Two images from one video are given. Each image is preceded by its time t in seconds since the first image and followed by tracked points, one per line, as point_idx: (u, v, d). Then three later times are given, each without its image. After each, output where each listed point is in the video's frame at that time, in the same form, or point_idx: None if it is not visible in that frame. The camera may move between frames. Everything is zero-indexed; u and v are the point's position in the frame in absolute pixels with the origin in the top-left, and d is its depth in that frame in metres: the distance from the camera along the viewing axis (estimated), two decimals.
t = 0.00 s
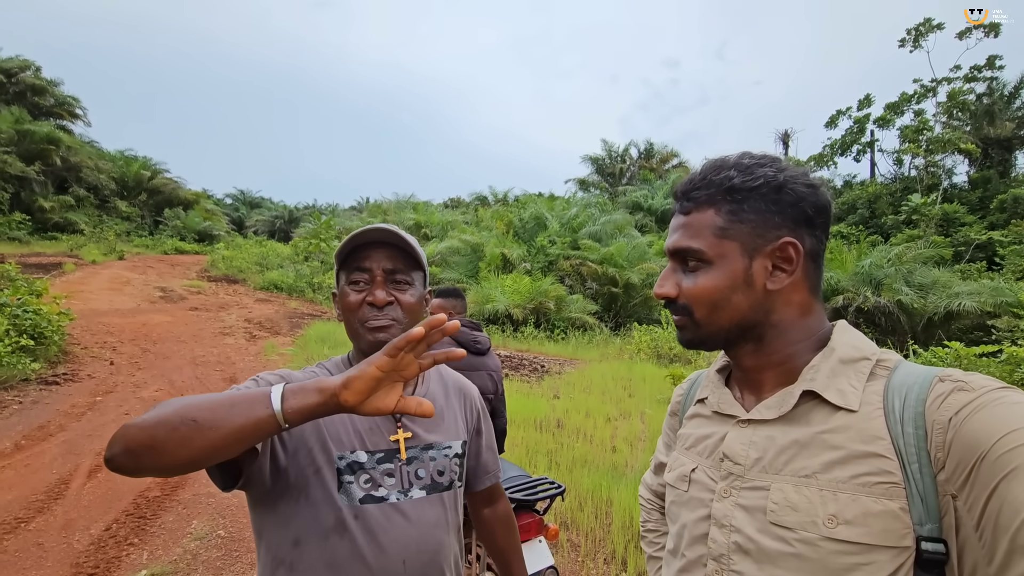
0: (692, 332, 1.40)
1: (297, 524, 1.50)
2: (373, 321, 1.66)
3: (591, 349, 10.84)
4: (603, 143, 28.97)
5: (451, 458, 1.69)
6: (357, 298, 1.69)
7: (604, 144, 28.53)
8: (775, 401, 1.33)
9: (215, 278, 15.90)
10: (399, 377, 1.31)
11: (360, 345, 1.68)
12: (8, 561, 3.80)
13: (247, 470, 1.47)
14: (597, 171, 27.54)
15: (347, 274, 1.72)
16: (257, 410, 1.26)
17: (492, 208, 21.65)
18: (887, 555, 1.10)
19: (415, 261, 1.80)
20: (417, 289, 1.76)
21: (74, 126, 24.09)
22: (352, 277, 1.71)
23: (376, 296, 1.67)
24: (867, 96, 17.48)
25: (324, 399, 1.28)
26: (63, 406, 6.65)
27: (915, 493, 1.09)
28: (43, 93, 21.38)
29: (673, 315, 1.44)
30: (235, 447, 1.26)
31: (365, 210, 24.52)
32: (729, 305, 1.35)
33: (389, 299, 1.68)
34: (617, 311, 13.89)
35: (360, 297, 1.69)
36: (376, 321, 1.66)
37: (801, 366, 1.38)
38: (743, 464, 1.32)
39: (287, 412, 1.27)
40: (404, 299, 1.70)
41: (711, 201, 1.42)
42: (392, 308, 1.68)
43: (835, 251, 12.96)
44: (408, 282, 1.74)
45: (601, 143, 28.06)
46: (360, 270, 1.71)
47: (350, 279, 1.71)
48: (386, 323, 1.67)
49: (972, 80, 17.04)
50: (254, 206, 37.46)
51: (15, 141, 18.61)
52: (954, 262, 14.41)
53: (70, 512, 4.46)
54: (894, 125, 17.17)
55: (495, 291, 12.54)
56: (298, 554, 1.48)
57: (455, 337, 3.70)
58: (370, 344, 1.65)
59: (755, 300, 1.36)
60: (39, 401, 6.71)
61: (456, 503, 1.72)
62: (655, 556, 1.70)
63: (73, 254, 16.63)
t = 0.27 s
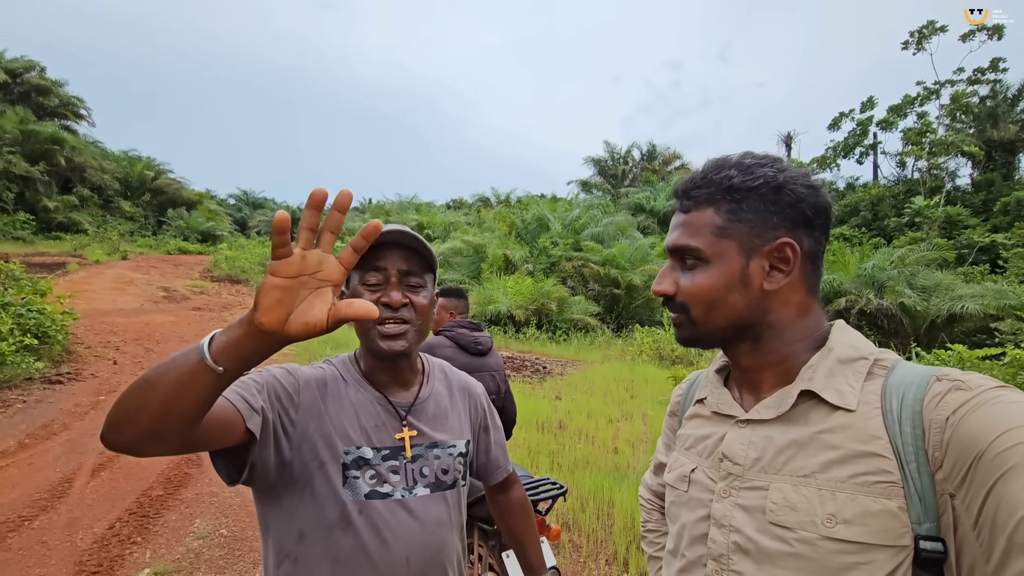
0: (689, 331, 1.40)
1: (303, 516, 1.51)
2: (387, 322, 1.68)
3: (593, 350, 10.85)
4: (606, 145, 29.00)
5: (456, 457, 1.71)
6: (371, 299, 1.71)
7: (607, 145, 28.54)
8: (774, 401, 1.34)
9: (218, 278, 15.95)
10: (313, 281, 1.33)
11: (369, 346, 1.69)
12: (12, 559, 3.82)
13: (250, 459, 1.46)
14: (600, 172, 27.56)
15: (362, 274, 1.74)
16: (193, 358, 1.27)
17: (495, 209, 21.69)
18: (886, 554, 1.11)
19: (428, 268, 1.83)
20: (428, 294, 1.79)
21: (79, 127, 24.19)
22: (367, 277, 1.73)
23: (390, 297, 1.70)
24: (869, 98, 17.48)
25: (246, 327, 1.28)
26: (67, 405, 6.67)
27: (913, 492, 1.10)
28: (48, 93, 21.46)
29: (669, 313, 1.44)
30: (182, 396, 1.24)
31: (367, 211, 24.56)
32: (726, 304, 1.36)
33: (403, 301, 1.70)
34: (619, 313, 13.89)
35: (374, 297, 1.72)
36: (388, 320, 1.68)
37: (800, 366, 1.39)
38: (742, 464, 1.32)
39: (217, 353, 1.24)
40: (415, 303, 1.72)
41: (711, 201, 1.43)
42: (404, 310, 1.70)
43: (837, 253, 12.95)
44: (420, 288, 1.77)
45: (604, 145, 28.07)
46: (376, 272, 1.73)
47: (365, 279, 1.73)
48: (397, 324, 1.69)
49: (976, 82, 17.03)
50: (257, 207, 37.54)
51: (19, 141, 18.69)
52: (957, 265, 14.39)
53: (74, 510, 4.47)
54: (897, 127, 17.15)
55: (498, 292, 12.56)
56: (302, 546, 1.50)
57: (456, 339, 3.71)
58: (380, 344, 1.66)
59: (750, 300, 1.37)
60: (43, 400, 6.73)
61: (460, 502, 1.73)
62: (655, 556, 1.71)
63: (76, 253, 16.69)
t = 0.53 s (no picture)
0: (690, 328, 1.40)
1: (313, 522, 1.52)
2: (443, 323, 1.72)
3: (592, 351, 10.85)
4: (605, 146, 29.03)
5: (465, 459, 1.72)
6: (432, 297, 1.72)
7: (606, 146, 28.57)
8: (776, 400, 1.34)
9: (217, 278, 15.92)
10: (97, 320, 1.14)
11: (420, 342, 1.70)
12: (11, 559, 3.81)
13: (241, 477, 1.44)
14: (599, 173, 27.60)
15: (421, 270, 1.74)
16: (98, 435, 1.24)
17: (494, 209, 21.71)
18: (890, 553, 1.11)
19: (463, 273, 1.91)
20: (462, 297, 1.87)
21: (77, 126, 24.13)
22: (427, 275, 1.74)
23: (452, 298, 1.74)
24: (868, 100, 17.54)
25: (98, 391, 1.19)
26: (65, 405, 6.65)
27: (917, 492, 1.10)
28: (46, 92, 21.42)
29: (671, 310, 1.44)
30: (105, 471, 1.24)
31: (366, 211, 24.55)
32: (725, 302, 1.36)
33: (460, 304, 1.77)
34: (618, 314, 13.90)
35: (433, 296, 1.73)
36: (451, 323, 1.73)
37: (802, 365, 1.39)
38: (745, 464, 1.33)
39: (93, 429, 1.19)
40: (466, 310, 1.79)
41: (710, 199, 1.44)
42: (461, 313, 1.77)
43: (835, 255, 12.99)
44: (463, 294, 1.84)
45: (603, 146, 28.10)
46: (437, 271, 1.75)
47: (426, 275, 1.73)
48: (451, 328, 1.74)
49: (973, 85, 17.08)
50: (256, 206, 37.49)
51: (17, 140, 18.66)
52: (955, 267, 14.43)
53: (72, 510, 4.46)
54: (895, 129, 17.20)
55: (497, 293, 12.56)
56: (313, 551, 1.51)
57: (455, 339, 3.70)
58: (437, 344, 1.71)
59: (751, 298, 1.37)
60: (41, 400, 6.71)
61: (467, 501, 1.74)
62: (656, 555, 1.71)
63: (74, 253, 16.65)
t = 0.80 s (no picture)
0: (689, 329, 1.41)
1: (321, 536, 1.52)
2: (438, 328, 1.69)
3: (587, 351, 10.86)
4: (598, 146, 29.09)
5: (469, 462, 1.75)
6: (427, 301, 1.69)
7: (599, 146, 28.63)
8: (779, 399, 1.34)
9: (209, 279, 15.82)
10: None
11: (414, 345, 1.68)
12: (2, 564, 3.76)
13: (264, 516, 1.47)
14: (592, 173, 27.65)
15: (418, 273, 1.71)
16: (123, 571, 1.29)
17: (488, 210, 21.70)
18: (893, 552, 1.11)
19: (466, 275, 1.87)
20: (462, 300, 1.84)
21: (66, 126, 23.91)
22: (423, 278, 1.71)
23: (448, 303, 1.71)
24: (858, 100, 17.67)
25: None
26: (56, 408, 6.58)
27: (920, 490, 1.11)
28: (34, 92, 21.20)
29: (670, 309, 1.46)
30: None
31: (360, 212, 24.46)
32: (723, 300, 1.37)
33: (456, 309, 1.73)
34: (613, 314, 13.92)
35: (429, 300, 1.70)
36: (446, 327, 1.69)
37: (803, 364, 1.40)
38: (748, 462, 1.33)
39: None
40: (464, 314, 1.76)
41: (711, 197, 1.44)
42: (458, 318, 1.73)
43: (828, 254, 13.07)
44: (463, 297, 1.80)
45: (596, 146, 28.16)
46: (434, 274, 1.71)
47: (422, 279, 1.70)
48: (447, 332, 1.71)
49: (962, 85, 17.25)
50: (248, 208, 37.30)
51: (5, 141, 18.47)
52: (945, 265, 14.55)
53: (64, 514, 4.42)
54: (886, 129, 17.35)
55: (491, 293, 12.55)
56: (321, 564, 1.51)
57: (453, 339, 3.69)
58: (430, 348, 1.68)
59: (750, 299, 1.37)
60: (31, 403, 6.64)
61: (469, 504, 1.75)
62: (659, 555, 1.71)
63: (64, 254, 16.49)
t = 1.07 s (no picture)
0: (696, 345, 1.41)
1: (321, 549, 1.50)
2: (427, 332, 1.67)
3: (580, 350, 10.86)
4: (590, 145, 29.12)
5: (464, 465, 1.74)
6: (412, 308, 1.66)
7: (591, 145, 28.67)
8: (782, 405, 1.34)
9: (199, 281, 15.68)
10: None
11: (405, 353, 1.66)
12: None
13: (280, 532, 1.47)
14: (584, 172, 27.68)
15: (399, 281, 1.68)
16: None
17: (480, 209, 21.67)
18: (897, 560, 1.11)
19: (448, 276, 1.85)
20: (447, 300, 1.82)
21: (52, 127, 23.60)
22: (405, 285, 1.68)
23: (434, 306, 1.69)
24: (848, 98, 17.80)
25: None
26: (44, 412, 6.50)
27: (925, 498, 1.10)
28: (19, 92, 20.91)
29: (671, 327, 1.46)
30: None
31: (351, 211, 24.34)
32: (724, 313, 1.36)
33: (443, 310, 1.72)
34: (606, 312, 13.94)
35: (415, 306, 1.68)
36: (435, 331, 1.68)
37: (807, 369, 1.39)
38: (750, 468, 1.33)
39: None
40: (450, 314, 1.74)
41: (697, 214, 1.43)
42: (445, 320, 1.72)
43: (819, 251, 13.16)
44: (447, 297, 1.78)
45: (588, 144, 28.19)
46: (415, 280, 1.69)
47: (404, 286, 1.67)
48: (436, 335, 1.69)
49: (949, 83, 17.42)
50: (238, 208, 37.02)
51: None
52: (934, 261, 14.69)
53: (54, 520, 4.36)
54: (875, 127, 17.49)
55: (484, 293, 12.53)
56: None
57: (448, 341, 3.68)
58: (421, 354, 1.67)
59: (755, 309, 1.37)
60: (19, 408, 6.55)
61: (466, 510, 1.74)
62: (661, 560, 1.71)
63: (51, 256, 16.29)
